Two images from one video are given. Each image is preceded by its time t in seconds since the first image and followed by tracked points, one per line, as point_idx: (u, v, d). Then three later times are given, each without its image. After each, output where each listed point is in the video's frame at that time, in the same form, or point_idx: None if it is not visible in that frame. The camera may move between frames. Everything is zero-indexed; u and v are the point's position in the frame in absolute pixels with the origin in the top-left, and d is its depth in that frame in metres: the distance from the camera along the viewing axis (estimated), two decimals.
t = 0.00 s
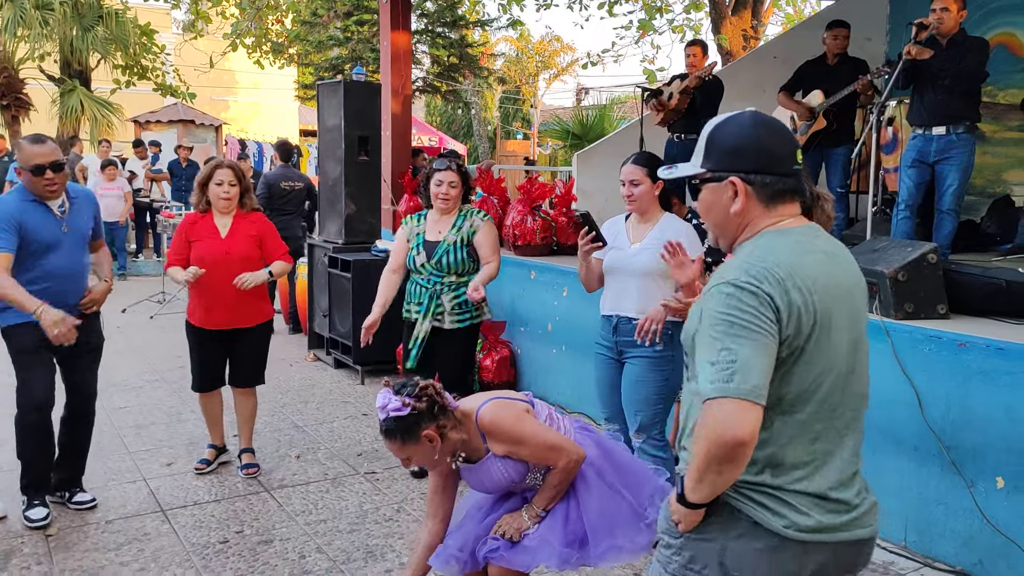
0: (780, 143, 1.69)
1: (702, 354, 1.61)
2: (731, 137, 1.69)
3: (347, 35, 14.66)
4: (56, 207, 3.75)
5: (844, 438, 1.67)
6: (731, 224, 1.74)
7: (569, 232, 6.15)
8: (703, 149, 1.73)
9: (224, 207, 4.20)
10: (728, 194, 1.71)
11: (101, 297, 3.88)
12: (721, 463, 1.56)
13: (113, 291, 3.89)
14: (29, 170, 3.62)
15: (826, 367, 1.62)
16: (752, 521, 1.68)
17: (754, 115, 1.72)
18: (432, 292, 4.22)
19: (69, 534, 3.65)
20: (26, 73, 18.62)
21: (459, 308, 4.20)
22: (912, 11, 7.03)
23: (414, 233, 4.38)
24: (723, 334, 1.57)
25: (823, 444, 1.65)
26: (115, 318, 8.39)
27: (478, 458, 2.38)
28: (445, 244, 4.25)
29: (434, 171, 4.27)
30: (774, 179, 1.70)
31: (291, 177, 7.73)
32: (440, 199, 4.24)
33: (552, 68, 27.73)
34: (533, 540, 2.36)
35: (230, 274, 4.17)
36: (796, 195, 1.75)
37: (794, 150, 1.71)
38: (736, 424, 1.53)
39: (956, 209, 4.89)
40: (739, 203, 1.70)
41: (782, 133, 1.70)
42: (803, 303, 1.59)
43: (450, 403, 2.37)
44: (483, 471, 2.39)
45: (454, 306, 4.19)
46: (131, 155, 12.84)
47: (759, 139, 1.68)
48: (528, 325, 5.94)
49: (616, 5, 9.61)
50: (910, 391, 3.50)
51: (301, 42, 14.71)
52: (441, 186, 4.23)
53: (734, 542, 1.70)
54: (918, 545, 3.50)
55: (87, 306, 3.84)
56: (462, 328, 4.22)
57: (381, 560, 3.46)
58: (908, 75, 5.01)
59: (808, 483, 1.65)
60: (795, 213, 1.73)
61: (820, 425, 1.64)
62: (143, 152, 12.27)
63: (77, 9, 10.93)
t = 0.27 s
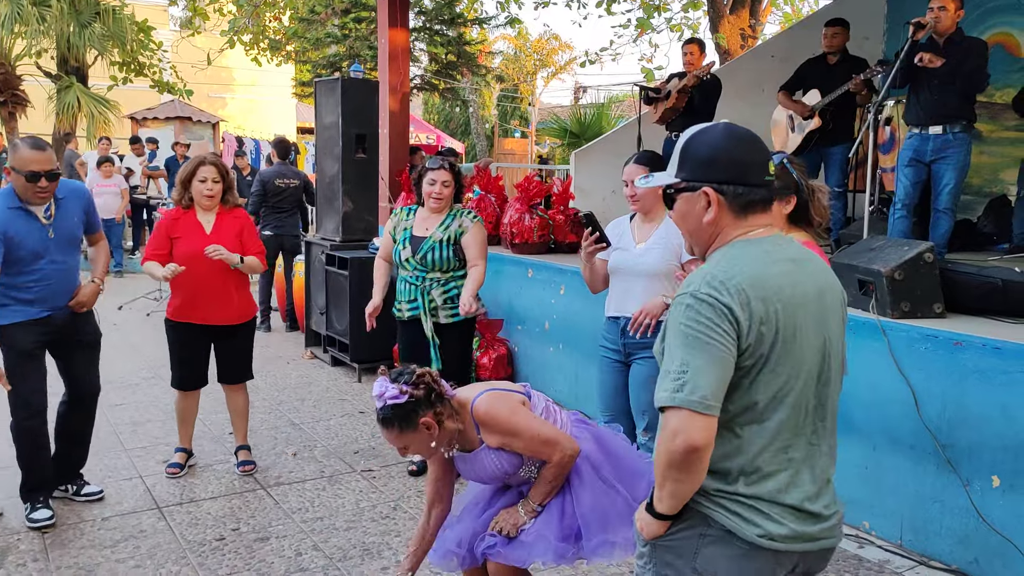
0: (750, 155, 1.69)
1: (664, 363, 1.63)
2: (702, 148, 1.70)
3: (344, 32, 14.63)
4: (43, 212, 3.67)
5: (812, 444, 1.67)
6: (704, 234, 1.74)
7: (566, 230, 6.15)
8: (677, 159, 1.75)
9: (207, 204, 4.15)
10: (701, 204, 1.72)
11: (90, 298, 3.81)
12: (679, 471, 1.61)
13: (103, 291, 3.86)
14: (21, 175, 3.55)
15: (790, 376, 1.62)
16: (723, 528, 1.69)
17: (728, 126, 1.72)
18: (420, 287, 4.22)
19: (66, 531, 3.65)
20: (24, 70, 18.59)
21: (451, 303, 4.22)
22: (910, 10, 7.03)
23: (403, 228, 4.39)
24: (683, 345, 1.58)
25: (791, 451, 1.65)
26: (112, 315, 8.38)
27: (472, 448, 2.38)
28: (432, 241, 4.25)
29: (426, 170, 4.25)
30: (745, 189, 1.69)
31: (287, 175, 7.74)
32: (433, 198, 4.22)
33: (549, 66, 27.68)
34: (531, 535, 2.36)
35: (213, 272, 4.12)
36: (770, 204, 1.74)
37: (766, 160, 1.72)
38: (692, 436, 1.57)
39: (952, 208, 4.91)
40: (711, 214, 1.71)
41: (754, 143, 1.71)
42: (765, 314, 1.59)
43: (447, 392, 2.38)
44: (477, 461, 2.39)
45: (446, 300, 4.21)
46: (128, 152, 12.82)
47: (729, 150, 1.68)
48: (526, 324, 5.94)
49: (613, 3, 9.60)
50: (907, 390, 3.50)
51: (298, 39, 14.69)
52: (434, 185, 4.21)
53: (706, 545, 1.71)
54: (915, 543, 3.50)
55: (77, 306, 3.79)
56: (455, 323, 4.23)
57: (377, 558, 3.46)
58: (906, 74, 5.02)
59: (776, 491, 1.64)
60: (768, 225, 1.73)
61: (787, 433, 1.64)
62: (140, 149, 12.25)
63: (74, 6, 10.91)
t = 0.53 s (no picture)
0: (752, 154, 1.71)
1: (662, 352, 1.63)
2: (703, 147, 1.72)
3: (344, 30, 14.62)
4: (44, 223, 3.56)
5: (808, 440, 1.68)
6: (704, 233, 1.75)
7: (566, 228, 6.15)
8: (679, 160, 1.77)
9: (192, 200, 4.12)
10: (701, 202, 1.73)
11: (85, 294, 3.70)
12: (674, 456, 1.59)
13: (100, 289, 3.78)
14: (30, 188, 3.43)
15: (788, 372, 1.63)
16: (724, 520, 1.69)
17: (729, 127, 1.74)
18: (410, 283, 4.26)
19: (65, 527, 3.65)
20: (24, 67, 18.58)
21: (437, 304, 4.19)
22: (911, 8, 7.02)
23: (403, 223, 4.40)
24: (684, 333, 1.58)
25: (788, 446, 1.66)
26: (111, 311, 8.38)
27: (473, 456, 2.37)
28: (426, 238, 4.24)
29: (424, 166, 4.27)
30: (747, 188, 1.71)
31: (286, 172, 7.74)
32: (432, 194, 4.23)
33: (549, 64, 27.65)
34: (535, 534, 2.35)
35: (201, 269, 4.11)
36: (773, 203, 1.76)
37: (767, 160, 1.73)
38: (690, 418, 1.55)
39: (951, 207, 4.91)
40: (711, 212, 1.72)
41: (754, 142, 1.72)
42: (765, 308, 1.60)
43: (447, 402, 2.35)
44: (478, 467, 2.39)
45: (431, 299, 4.20)
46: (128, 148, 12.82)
47: (729, 150, 1.70)
48: (525, 322, 5.94)
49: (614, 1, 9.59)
50: (905, 388, 3.50)
51: (299, 36, 14.68)
52: (432, 180, 4.22)
53: (708, 536, 1.71)
54: (913, 542, 3.51)
55: (70, 302, 3.67)
56: (439, 322, 4.20)
57: (376, 554, 3.47)
58: (906, 73, 5.02)
59: (772, 485, 1.66)
60: (768, 224, 1.74)
61: (784, 429, 1.65)
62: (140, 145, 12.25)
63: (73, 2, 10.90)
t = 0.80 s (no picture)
0: (772, 146, 1.81)
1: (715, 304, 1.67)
2: (726, 143, 1.81)
3: (345, 28, 14.64)
4: (56, 242, 3.55)
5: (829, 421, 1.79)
6: (733, 224, 1.84)
7: (567, 226, 6.14)
8: (700, 158, 1.85)
9: (189, 199, 4.11)
10: (728, 196, 1.82)
11: (88, 311, 3.68)
12: (719, 385, 1.61)
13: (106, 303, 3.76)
14: (40, 208, 3.42)
15: (822, 350, 1.73)
16: (756, 500, 1.77)
17: (746, 124, 1.84)
18: (414, 286, 4.23)
19: (64, 524, 3.64)
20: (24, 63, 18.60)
21: (439, 302, 4.16)
22: (913, 7, 7.01)
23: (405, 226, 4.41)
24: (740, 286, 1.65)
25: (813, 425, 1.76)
26: (111, 308, 8.38)
27: (472, 459, 2.37)
28: (428, 241, 4.25)
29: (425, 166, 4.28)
30: (769, 177, 1.81)
31: (286, 169, 7.73)
32: (432, 195, 4.23)
33: (551, 63, 27.63)
34: (536, 532, 2.34)
35: (197, 268, 4.10)
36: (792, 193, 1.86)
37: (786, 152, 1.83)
38: (757, 347, 1.58)
39: (953, 207, 4.89)
40: (739, 203, 1.82)
41: (773, 136, 1.82)
42: (810, 281, 1.70)
43: (442, 408, 2.34)
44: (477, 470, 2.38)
45: (435, 301, 4.17)
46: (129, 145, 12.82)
47: (751, 143, 1.79)
48: (525, 320, 5.93)
49: None
50: (906, 388, 3.50)
51: (300, 33, 14.67)
52: (433, 181, 4.23)
53: (738, 517, 1.78)
54: (914, 542, 3.50)
55: (71, 317, 3.64)
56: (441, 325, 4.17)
57: (375, 552, 3.46)
58: (907, 72, 5.01)
59: (803, 463, 1.77)
60: (792, 212, 1.84)
61: (811, 406, 1.76)
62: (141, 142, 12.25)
63: None
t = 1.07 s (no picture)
0: (795, 153, 1.84)
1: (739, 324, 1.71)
2: (753, 154, 1.83)
3: (347, 25, 14.66)
4: (62, 242, 3.56)
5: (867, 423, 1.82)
6: (766, 232, 1.86)
7: (567, 224, 6.15)
8: (725, 172, 1.87)
9: (195, 196, 4.13)
10: (758, 205, 1.84)
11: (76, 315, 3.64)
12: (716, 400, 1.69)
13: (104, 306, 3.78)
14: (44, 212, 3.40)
15: (855, 359, 1.76)
16: (795, 500, 1.78)
17: (765, 137, 1.87)
18: (407, 279, 4.25)
19: (67, 519, 3.66)
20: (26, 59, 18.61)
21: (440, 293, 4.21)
22: (915, 6, 7.01)
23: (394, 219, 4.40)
24: (769, 309, 1.68)
25: (850, 429, 1.79)
26: (113, 304, 8.41)
27: (484, 443, 2.38)
28: (417, 233, 4.24)
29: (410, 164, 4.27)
30: (796, 183, 1.84)
31: (288, 166, 7.75)
32: (419, 189, 4.25)
33: (552, 60, 27.63)
34: (544, 518, 2.37)
35: (207, 264, 4.13)
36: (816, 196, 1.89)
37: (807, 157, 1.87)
38: (768, 391, 1.65)
39: (952, 205, 4.90)
40: (769, 211, 1.84)
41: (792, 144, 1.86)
42: (843, 296, 1.73)
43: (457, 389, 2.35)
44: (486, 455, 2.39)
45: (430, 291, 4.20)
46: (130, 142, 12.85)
47: (775, 151, 1.83)
48: (526, 317, 5.95)
49: None
50: (905, 386, 3.51)
51: (302, 30, 14.70)
52: (419, 176, 4.24)
53: (776, 515, 1.79)
54: (912, 539, 3.52)
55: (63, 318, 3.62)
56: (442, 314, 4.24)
57: (377, 547, 3.49)
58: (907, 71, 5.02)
59: (838, 464, 1.79)
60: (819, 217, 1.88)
61: (848, 411, 1.78)
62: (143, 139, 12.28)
63: None
